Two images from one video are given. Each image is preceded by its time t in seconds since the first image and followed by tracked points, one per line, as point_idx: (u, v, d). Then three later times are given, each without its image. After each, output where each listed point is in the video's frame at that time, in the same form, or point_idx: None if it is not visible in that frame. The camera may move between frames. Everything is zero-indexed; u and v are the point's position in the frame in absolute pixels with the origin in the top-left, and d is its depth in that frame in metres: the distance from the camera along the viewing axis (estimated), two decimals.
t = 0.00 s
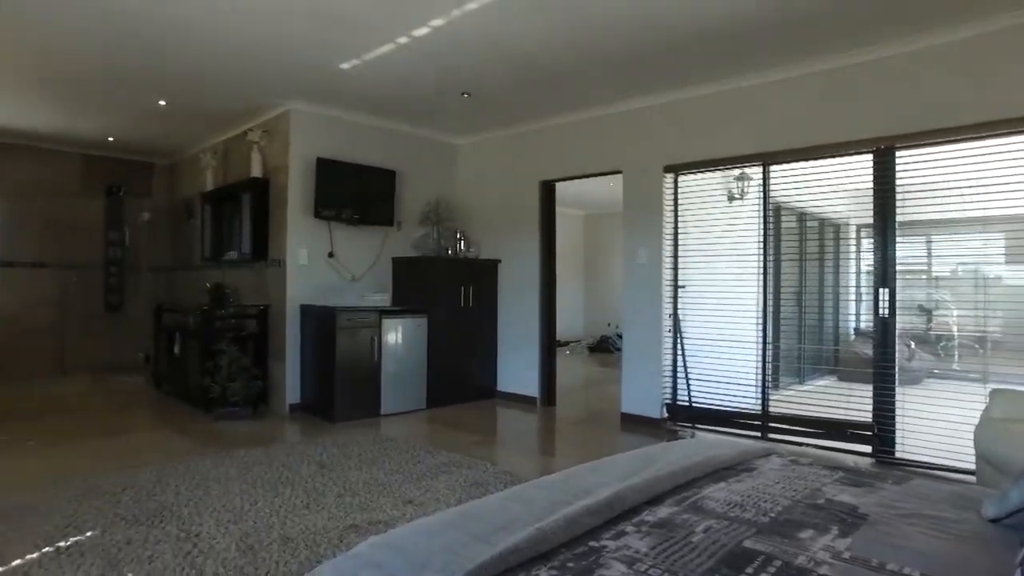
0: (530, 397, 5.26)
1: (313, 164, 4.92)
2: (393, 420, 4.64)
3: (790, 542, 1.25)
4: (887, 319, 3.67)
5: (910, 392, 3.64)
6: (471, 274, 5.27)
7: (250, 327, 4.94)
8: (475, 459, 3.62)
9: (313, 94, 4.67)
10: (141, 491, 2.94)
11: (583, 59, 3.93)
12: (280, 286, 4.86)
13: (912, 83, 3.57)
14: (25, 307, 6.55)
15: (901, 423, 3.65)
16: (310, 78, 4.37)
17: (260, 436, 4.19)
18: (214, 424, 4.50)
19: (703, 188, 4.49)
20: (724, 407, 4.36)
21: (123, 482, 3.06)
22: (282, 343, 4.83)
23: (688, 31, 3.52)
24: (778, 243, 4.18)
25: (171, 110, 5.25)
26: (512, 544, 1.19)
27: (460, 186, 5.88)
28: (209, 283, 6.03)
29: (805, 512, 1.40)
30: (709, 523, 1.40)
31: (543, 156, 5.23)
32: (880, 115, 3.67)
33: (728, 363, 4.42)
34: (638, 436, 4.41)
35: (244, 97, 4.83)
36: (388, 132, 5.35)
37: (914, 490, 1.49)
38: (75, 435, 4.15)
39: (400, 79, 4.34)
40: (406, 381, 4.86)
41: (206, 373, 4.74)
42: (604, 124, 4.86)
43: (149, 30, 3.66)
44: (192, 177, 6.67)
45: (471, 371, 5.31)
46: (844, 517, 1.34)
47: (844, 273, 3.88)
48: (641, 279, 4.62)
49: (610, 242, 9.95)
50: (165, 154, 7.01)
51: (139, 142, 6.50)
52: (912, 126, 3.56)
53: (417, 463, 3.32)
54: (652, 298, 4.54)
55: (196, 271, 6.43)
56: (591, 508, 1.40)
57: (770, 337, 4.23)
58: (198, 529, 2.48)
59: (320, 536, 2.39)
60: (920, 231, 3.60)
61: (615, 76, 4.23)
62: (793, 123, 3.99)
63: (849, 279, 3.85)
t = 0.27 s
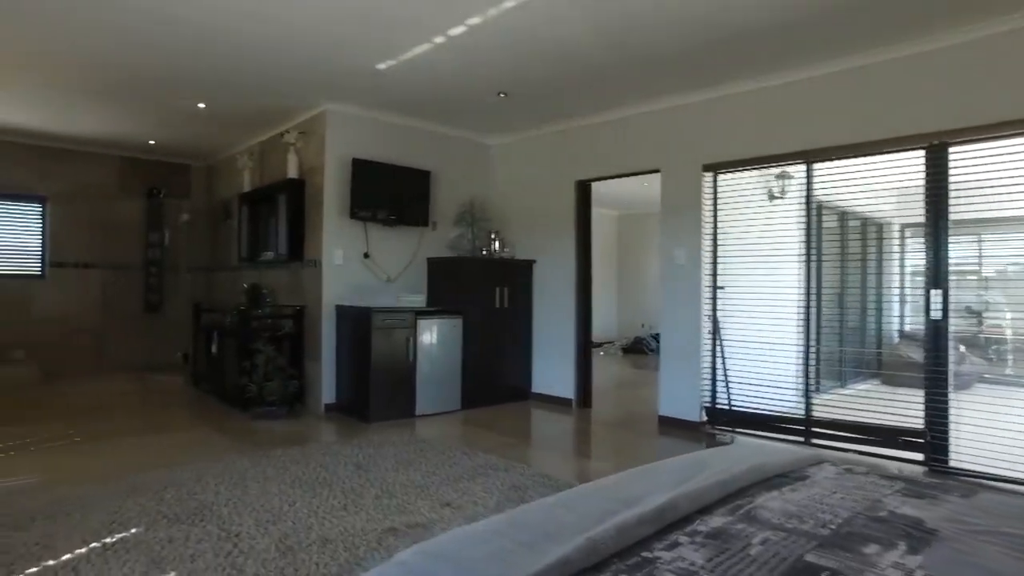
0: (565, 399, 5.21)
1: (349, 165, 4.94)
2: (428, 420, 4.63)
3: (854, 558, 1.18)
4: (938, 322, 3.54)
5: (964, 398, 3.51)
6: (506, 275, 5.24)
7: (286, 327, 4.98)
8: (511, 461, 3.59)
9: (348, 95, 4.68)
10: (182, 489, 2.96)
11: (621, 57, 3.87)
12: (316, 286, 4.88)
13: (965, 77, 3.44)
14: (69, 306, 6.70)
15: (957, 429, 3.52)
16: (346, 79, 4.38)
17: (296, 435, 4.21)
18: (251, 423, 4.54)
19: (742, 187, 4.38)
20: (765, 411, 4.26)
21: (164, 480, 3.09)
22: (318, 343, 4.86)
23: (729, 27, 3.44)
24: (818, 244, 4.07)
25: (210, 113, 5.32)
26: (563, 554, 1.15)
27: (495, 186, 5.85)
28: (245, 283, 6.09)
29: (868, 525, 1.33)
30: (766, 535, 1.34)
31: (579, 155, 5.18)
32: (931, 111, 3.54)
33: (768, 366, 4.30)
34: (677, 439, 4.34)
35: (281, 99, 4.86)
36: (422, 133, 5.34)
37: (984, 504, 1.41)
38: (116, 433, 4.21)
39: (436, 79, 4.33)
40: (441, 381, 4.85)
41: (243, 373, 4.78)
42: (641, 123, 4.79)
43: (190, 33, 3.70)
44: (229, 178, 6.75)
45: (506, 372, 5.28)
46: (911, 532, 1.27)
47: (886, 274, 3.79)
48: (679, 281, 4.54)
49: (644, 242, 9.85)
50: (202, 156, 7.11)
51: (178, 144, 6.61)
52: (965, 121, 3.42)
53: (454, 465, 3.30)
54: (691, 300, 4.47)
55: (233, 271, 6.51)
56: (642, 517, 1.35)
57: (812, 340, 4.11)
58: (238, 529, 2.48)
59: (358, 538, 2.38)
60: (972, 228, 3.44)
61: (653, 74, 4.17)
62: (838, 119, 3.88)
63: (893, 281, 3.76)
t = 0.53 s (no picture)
0: (607, 402, 5.13)
1: (390, 165, 4.93)
2: (468, 423, 4.59)
3: None
4: (1010, 326, 3.34)
5: None
6: (547, 275, 5.18)
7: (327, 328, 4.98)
8: (555, 466, 3.53)
9: (390, 95, 4.67)
10: (227, 489, 2.97)
11: (667, 53, 3.78)
12: (357, 286, 4.89)
13: None
14: (116, 306, 6.84)
15: None
16: (388, 79, 4.37)
17: (338, 436, 4.21)
18: (293, 423, 4.55)
19: (792, 185, 4.25)
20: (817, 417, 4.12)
21: (210, 480, 3.10)
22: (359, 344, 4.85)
23: (782, 21, 3.32)
24: (870, 243, 3.93)
25: (253, 115, 5.37)
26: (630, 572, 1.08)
27: (535, 186, 5.80)
28: (287, 284, 6.13)
29: (957, 548, 1.23)
30: (844, 554, 1.25)
31: (622, 154, 5.09)
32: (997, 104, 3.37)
33: (819, 369, 4.18)
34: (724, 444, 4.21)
35: (323, 100, 4.87)
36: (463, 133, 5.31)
37: None
38: (162, 431, 4.26)
39: (478, 78, 4.29)
40: (481, 383, 4.81)
41: (286, 373, 4.81)
42: (686, 120, 4.68)
43: (236, 36, 3.72)
44: (271, 179, 6.82)
45: (547, 374, 5.22)
46: (1008, 558, 1.17)
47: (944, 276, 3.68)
48: (726, 282, 4.42)
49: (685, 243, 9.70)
50: (244, 158, 7.20)
51: (222, 146, 6.70)
52: None
53: (497, 470, 3.25)
54: (738, 302, 4.34)
55: (274, 272, 6.57)
56: (708, 532, 1.28)
57: (867, 344, 3.96)
58: (284, 531, 2.46)
59: (404, 544, 2.34)
60: None
61: (700, 71, 4.06)
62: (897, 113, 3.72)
63: (951, 282, 3.64)
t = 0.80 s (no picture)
0: (647, 405, 5.04)
1: (428, 165, 4.92)
2: (507, 425, 4.55)
3: None
4: None
5: None
6: (587, 276, 5.12)
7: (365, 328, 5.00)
8: (597, 470, 3.47)
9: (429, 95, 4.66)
10: (270, 489, 2.97)
11: (712, 48, 3.70)
12: (396, 287, 4.89)
13: None
14: (160, 306, 6.97)
15: None
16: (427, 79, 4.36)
17: (377, 437, 4.21)
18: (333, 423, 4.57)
19: (841, 182, 4.11)
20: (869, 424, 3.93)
21: (253, 480, 3.11)
22: (397, 344, 4.84)
23: (834, 14, 3.21)
24: (924, 241, 3.81)
25: (294, 116, 5.41)
26: None
27: (574, 185, 5.74)
28: (326, 284, 6.17)
29: None
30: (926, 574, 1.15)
31: (663, 152, 5.01)
32: None
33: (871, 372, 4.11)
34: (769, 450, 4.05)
35: (362, 101, 4.88)
36: (502, 132, 5.27)
37: None
38: (206, 429, 4.31)
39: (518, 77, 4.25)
40: (520, 385, 4.77)
41: (325, 373, 4.83)
42: (730, 117, 4.58)
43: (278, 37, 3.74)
44: (309, 181, 6.88)
45: (586, 376, 5.15)
46: None
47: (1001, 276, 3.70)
48: (771, 284, 4.25)
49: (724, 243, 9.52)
50: (284, 159, 7.28)
51: (262, 148, 6.77)
52: None
53: (539, 473, 3.20)
54: (786, 305, 4.16)
55: (313, 272, 6.62)
56: (775, 546, 1.19)
57: (922, 346, 3.81)
58: (327, 533, 2.45)
59: (448, 548, 2.31)
60: None
61: (745, 66, 3.96)
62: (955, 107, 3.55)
63: (1008, 282, 3.67)
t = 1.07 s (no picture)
0: (687, 408, 4.95)
1: (466, 165, 4.90)
2: (544, 427, 4.51)
3: None
4: None
5: None
6: (625, 277, 5.05)
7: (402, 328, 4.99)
8: (639, 474, 3.40)
9: (466, 94, 4.64)
10: (311, 489, 2.98)
11: (756, 43, 3.60)
12: (433, 287, 4.88)
13: None
14: (201, 306, 7.09)
15: None
16: (464, 79, 4.34)
17: (415, 437, 4.20)
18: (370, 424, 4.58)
19: (891, 180, 3.97)
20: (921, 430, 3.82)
21: (294, 479, 3.12)
22: (435, 344, 4.84)
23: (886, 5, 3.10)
24: (980, 242, 3.59)
25: (332, 117, 5.44)
26: None
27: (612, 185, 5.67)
28: (363, 284, 6.19)
29: None
30: None
31: (703, 150, 4.91)
32: None
33: (921, 377, 3.89)
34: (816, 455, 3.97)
35: (399, 101, 4.89)
36: (539, 131, 5.23)
37: None
38: (247, 428, 4.36)
39: (556, 75, 4.21)
40: (558, 387, 4.72)
41: (363, 373, 4.83)
42: (774, 114, 4.47)
43: (317, 39, 3.75)
44: (346, 181, 6.92)
45: (624, 378, 5.08)
46: None
47: None
48: (818, 285, 4.17)
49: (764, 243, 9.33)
50: (321, 160, 7.33)
51: (300, 150, 6.83)
52: None
53: (579, 477, 3.14)
54: (833, 306, 4.09)
55: (350, 272, 6.66)
56: (840, 561, 1.08)
57: (979, 352, 3.62)
58: (367, 535, 2.44)
59: (490, 553, 2.28)
60: None
61: (790, 62, 3.85)
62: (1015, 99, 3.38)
63: None
